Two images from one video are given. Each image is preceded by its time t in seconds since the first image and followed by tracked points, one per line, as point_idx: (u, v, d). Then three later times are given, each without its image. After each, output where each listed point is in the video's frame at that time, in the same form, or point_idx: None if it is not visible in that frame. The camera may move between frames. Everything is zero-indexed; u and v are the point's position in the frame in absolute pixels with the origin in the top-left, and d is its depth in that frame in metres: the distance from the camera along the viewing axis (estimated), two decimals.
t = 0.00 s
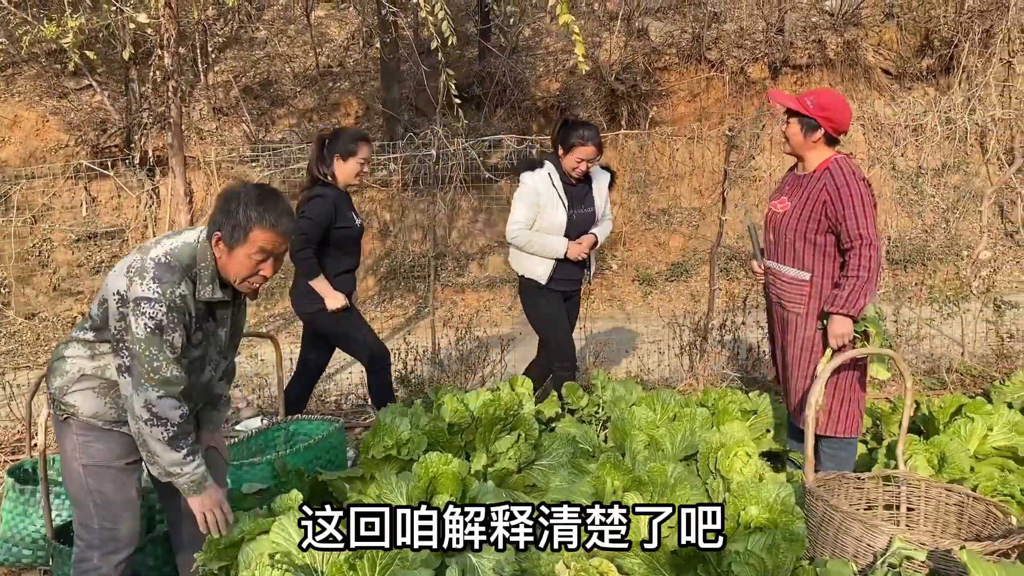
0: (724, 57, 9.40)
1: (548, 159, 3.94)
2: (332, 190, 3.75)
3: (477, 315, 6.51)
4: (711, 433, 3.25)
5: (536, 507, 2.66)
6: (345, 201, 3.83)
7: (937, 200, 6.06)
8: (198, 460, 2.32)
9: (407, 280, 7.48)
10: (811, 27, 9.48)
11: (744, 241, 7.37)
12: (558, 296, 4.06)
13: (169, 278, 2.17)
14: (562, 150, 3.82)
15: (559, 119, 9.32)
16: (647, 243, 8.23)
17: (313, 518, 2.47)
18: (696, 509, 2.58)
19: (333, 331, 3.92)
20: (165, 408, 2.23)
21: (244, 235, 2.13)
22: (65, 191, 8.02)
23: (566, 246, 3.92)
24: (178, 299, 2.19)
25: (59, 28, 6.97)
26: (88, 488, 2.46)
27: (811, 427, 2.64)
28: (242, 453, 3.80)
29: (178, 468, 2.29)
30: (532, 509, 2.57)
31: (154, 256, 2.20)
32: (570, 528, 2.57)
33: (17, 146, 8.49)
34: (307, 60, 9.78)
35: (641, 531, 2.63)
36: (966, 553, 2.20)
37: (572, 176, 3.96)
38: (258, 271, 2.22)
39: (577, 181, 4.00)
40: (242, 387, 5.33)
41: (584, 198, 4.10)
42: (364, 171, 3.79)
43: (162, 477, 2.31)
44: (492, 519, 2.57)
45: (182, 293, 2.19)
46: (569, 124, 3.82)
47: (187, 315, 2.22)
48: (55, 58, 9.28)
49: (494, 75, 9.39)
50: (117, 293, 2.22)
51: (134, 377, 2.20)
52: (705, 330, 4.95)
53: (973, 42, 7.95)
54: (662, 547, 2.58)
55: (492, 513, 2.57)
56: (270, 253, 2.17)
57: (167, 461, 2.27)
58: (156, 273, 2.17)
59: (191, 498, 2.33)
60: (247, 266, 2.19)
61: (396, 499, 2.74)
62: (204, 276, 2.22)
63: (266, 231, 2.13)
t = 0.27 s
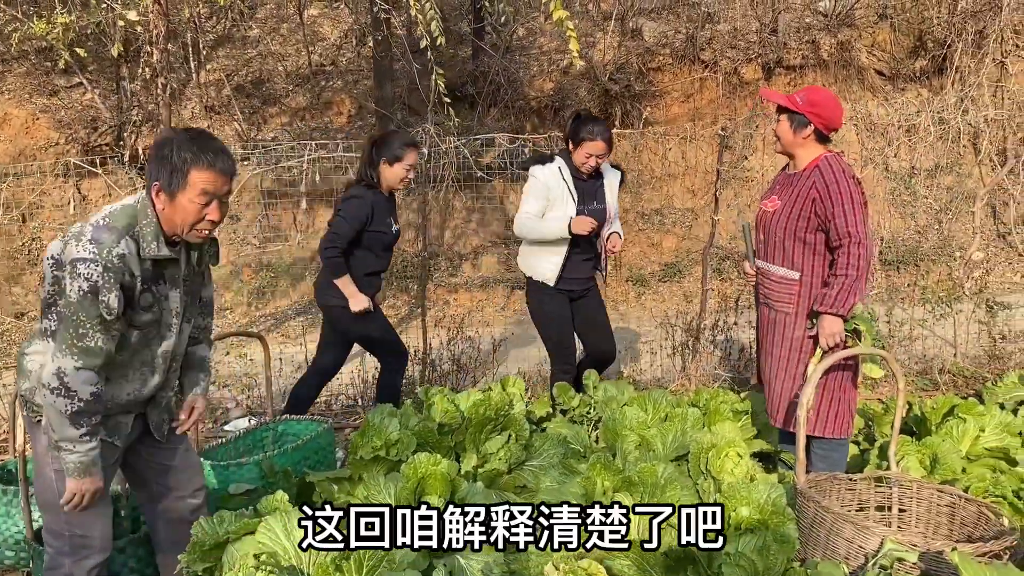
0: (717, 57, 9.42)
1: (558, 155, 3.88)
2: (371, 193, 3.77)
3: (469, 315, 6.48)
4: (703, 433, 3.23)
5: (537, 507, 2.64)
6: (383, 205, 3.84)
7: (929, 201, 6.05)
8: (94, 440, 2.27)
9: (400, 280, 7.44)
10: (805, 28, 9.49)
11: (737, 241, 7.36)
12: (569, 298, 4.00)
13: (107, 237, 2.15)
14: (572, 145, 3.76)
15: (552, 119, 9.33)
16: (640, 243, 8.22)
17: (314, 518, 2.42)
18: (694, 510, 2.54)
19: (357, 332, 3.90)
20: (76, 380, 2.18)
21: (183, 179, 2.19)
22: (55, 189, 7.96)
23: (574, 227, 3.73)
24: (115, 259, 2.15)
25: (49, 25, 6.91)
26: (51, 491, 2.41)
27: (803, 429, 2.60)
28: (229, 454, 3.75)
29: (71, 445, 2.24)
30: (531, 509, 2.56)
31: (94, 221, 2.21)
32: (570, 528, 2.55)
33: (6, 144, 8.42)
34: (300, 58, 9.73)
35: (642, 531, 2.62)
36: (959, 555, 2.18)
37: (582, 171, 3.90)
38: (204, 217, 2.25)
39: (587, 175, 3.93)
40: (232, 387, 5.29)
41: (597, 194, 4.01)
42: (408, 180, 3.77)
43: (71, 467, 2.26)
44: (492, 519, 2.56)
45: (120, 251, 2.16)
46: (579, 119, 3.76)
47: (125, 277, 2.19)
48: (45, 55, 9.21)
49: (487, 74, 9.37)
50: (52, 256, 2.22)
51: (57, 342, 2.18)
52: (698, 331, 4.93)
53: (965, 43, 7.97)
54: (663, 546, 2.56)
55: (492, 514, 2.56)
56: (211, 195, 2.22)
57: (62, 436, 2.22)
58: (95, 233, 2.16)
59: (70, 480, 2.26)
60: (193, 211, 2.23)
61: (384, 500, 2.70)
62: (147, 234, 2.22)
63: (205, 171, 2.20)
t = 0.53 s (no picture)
0: (715, 57, 9.45)
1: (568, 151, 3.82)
2: (395, 180, 3.91)
3: (464, 314, 6.46)
4: (698, 433, 3.23)
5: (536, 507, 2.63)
6: (407, 189, 3.97)
7: (926, 201, 6.05)
8: (68, 419, 2.26)
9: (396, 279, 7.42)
10: (803, 28, 9.50)
11: (734, 242, 7.35)
12: (580, 298, 3.98)
13: (64, 208, 2.21)
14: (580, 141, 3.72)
15: (549, 118, 9.37)
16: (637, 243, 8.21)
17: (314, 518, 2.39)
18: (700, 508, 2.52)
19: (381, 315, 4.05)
20: (44, 357, 2.19)
21: (148, 138, 2.31)
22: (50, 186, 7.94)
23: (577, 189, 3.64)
24: (76, 228, 2.19)
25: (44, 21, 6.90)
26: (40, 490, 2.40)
27: (798, 428, 2.60)
28: (222, 452, 3.72)
29: (45, 426, 2.24)
30: (531, 509, 2.56)
31: (48, 199, 2.26)
32: (569, 528, 2.53)
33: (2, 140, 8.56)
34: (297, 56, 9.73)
35: (641, 532, 2.57)
36: (957, 557, 2.17)
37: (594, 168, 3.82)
38: (167, 174, 2.38)
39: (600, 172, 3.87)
40: (226, 385, 5.27)
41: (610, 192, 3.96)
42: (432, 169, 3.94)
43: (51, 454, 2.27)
44: (492, 519, 2.56)
45: (80, 220, 2.21)
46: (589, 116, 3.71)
47: (90, 246, 2.22)
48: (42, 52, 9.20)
49: (484, 72, 9.37)
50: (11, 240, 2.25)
51: (21, 323, 2.19)
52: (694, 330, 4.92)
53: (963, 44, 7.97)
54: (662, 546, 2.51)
55: (492, 514, 2.56)
56: (172, 151, 2.36)
57: (34, 417, 2.22)
58: (51, 208, 2.21)
59: (50, 461, 2.26)
60: (157, 169, 2.35)
61: (379, 498, 2.68)
62: (105, 200, 2.31)
63: (164, 127, 2.33)
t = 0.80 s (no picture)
0: (716, 57, 9.46)
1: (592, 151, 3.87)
2: (405, 171, 3.91)
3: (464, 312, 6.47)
4: (699, 431, 3.23)
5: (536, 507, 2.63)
6: (418, 180, 3.95)
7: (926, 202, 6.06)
8: (94, 404, 2.30)
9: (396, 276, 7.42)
10: (804, 28, 9.51)
11: (733, 241, 7.35)
12: (596, 298, 3.94)
13: (53, 196, 2.23)
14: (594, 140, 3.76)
15: (550, 116, 9.43)
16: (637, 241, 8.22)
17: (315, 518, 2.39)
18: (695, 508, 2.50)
19: (397, 307, 4.06)
20: (61, 346, 2.21)
21: (146, 126, 2.34)
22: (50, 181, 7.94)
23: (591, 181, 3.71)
24: (71, 213, 2.22)
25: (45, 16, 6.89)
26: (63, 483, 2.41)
27: (799, 426, 2.61)
28: (221, 448, 3.72)
29: (72, 415, 2.27)
30: (532, 508, 2.55)
31: (30, 190, 2.27)
32: (570, 528, 2.53)
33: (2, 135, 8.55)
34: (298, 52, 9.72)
35: (642, 531, 2.56)
36: (957, 557, 2.18)
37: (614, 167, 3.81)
38: (155, 164, 2.43)
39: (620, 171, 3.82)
40: (226, 381, 5.26)
41: (631, 192, 3.87)
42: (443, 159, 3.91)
43: (85, 440, 2.30)
44: (492, 518, 2.55)
45: (72, 205, 2.23)
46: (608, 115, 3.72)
47: (87, 229, 2.26)
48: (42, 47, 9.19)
49: (485, 70, 9.38)
50: None
51: (28, 317, 2.19)
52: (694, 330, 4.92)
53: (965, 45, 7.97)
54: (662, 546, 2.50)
55: (492, 514, 2.55)
56: (167, 139, 2.40)
57: (62, 408, 2.24)
58: (39, 199, 2.22)
59: (84, 447, 2.31)
60: (148, 155, 2.39)
61: (379, 495, 2.68)
62: (90, 184, 2.32)
63: (160, 116, 2.38)
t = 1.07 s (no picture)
0: (719, 56, 9.45)
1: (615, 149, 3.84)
2: (417, 168, 3.96)
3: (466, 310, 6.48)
4: (700, 432, 3.24)
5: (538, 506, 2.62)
6: (433, 176, 3.97)
7: (928, 204, 6.06)
8: (107, 402, 2.31)
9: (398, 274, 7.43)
10: (808, 28, 9.52)
11: (735, 241, 7.35)
12: (609, 297, 3.91)
13: (63, 195, 2.22)
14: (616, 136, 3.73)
15: (552, 115, 9.52)
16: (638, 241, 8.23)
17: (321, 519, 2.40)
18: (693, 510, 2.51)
19: (411, 305, 4.12)
20: (77, 344, 2.21)
21: (155, 124, 2.36)
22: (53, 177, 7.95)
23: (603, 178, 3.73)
24: (82, 211, 2.23)
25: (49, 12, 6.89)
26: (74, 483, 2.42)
27: (800, 428, 2.62)
28: (224, 445, 3.72)
29: (86, 413, 2.27)
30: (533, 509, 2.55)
31: (36, 190, 2.26)
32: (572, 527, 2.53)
33: (6, 131, 8.57)
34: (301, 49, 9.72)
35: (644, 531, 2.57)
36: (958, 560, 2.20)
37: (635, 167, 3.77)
38: (160, 162, 2.45)
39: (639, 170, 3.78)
40: (229, 378, 5.28)
41: (650, 192, 3.82)
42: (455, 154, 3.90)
43: (95, 438, 2.30)
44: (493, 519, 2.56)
45: (82, 203, 2.24)
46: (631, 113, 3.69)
47: (99, 226, 2.27)
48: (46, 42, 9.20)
49: (488, 68, 9.39)
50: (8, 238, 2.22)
51: (41, 316, 2.19)
52: (696, 330, 4.92)
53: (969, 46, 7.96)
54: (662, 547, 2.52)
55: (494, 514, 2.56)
56: (171, 137, 2.43)
57: (76, 407, 2.25)
58: (48, 198, 2.21)
59: (95, 446, 2.31)
60: (154, 155, 2.41)
61: (381, 493, 2.71)
62: (96, 180, 2.32)
63: (165, 115, 2.40)
